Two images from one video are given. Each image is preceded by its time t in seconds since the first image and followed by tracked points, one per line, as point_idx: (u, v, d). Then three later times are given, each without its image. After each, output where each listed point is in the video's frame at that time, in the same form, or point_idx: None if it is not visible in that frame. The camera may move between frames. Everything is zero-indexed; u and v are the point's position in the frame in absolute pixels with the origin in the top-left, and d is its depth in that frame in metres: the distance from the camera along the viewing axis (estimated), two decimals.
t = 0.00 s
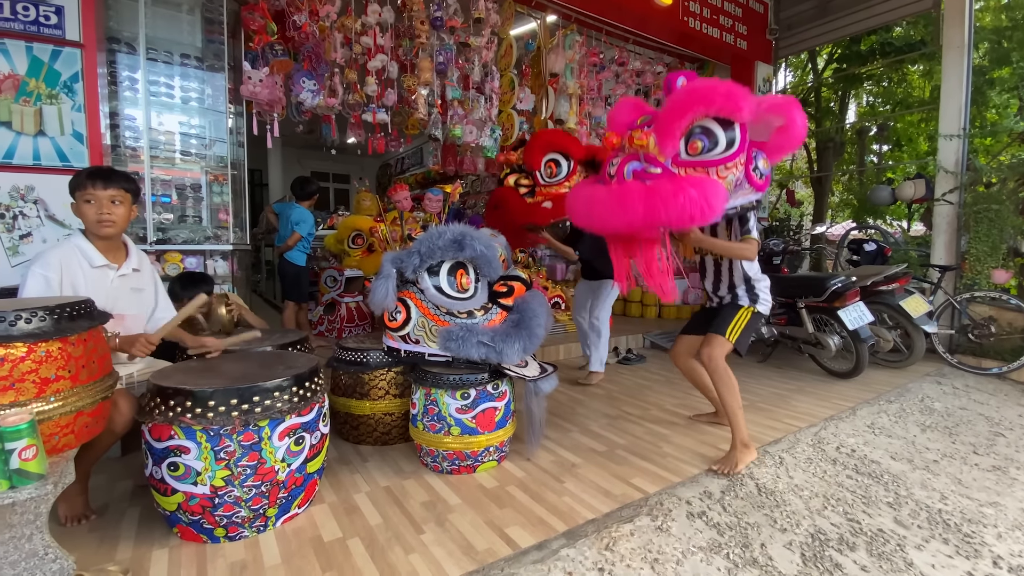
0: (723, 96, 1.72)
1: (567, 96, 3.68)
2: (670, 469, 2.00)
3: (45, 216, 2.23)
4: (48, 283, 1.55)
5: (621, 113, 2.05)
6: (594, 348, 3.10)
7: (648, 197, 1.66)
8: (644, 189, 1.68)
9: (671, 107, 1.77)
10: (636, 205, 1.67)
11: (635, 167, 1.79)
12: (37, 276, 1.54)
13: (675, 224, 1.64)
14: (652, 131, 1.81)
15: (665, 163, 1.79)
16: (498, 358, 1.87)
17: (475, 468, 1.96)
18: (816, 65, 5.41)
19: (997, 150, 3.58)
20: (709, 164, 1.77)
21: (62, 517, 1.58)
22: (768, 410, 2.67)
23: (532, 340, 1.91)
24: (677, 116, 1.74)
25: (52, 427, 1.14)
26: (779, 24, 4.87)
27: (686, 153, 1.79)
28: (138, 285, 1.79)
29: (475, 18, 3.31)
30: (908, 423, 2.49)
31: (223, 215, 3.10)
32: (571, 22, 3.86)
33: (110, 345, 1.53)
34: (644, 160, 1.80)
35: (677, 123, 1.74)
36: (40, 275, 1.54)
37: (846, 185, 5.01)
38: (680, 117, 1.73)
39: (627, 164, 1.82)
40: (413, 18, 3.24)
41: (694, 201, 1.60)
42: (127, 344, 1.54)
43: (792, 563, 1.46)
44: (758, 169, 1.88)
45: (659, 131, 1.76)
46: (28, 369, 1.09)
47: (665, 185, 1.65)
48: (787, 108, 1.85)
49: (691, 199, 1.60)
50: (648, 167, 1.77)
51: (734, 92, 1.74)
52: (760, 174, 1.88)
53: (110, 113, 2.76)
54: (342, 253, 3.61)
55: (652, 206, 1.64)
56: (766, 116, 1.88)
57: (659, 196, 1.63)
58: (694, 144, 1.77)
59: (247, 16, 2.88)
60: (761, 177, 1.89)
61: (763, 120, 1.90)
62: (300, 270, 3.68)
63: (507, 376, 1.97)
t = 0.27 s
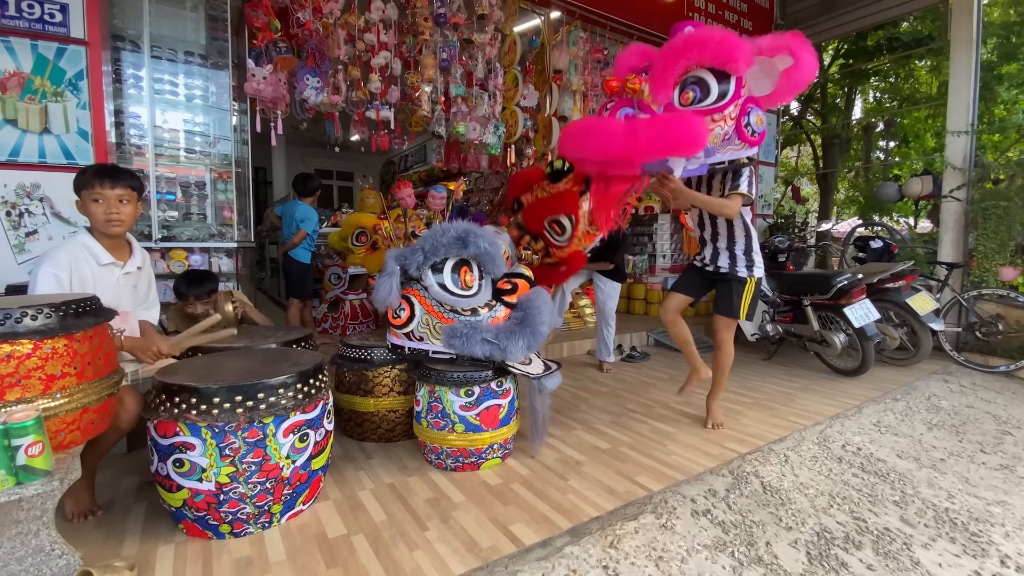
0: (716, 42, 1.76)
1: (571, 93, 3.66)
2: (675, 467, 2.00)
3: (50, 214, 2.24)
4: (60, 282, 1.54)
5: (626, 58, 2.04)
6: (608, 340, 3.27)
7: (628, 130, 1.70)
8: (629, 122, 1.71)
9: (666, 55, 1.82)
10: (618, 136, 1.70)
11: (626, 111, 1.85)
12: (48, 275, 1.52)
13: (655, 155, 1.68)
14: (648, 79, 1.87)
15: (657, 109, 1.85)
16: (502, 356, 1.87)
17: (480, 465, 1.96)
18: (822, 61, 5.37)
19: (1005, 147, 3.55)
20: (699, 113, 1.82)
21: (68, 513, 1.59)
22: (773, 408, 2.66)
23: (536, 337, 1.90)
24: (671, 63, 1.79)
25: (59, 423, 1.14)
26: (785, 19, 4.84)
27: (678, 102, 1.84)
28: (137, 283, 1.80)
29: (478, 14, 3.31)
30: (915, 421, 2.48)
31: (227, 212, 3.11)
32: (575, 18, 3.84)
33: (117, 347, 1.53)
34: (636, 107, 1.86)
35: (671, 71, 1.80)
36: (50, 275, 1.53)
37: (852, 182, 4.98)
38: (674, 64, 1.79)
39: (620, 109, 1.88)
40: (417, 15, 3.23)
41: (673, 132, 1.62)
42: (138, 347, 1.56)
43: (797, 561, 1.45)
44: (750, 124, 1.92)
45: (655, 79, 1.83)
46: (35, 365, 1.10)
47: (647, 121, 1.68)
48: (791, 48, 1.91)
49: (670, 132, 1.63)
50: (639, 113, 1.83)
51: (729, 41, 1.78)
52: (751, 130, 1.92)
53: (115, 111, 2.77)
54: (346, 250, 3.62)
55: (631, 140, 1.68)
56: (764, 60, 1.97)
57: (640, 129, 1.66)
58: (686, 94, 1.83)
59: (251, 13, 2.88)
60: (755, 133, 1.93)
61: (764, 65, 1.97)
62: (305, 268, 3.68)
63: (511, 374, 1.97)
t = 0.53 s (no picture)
0: (712, 211, 1.56)
1: (576, 87, 3.64)
2: (680, 462, 1.99)
3: (57, 210, 2.26)
4: (69, 279, 1.55)
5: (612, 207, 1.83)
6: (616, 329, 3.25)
7: (670, 308, 1.85)
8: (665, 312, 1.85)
9: (663, 228, 1.64)
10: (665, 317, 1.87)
11: (648, 279, 1.85)
12: (56, 272, 1.53)
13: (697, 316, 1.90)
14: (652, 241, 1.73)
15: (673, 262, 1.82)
16: (507, 351, 1.87)
17: (485, 461, 1.96)
18: (830, 55, 5.32)
19: (1015, 142, 3.51)
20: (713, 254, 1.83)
21: (77, 507, 1.60)
22: (779, 405, 2.65)
23: (541, 333, 1.90)
24: (677, 236, 1.61)
25: (66, 418, 1.15)
26: (792, 13, 4.80)
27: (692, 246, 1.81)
28: (145, 278, 1.80)
29: (482, 9, 3.30)
30: (922, 417, 2.46)
31: (233, 208, 3.11)
32: (580, 13, 3.82)
33: (125, 344, 1.53)
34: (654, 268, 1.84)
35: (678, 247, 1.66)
36: (59, 271, 1.54)
37: (859, 177, 4.95)
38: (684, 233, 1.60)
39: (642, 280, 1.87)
40: (421, 10, 3.23)
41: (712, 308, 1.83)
42: (145, 346, 1.56)
43: (803, 558, 1.45)
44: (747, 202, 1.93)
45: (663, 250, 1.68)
46: (42, 360, 1.10)
47: (687, 297, 1.82)
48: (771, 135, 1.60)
49: (704, 303, 1.82)
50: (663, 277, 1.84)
51: (717, 195, 1.57)
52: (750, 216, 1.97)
53: (121, 107, 2.78)
54: (352, 247, 3.62)
55: (675, 318, 1.85)
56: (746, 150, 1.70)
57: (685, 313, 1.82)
58: (695, 242, 1.81)
59: (256, 9, 2.88)
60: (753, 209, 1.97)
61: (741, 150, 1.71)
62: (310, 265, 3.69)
63: (516, 370, 1.96)
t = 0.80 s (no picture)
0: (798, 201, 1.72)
1: (577, 85, 3.65)
2: (682, 461, 1.99)
3: (60, 208, 2.26)
4: (72, 277, 1.55)
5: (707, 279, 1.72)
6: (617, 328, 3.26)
7: (812, 324, 1.82)
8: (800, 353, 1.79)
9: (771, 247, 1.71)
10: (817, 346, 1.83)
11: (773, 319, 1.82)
12: (59, 270, 1.53)
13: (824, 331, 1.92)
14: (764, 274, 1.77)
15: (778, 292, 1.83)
16: (508, 349, 1.87)
17: (486, 458, 1.96)
18: (834, 51, 5.28)
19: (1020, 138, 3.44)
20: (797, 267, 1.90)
21: (80, 505, 1.61)
22: (782, 403, 2.64)
23: (543, 331, 1.90)
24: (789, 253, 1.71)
25: (70, 416, 1.15)
26: (796, 9, 4.77)
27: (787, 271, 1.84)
28: (146, 275, 1.81)
29: (484, 7, 3.29)
30: (926, 416, 2.45)
31: (235, 207, 3.12)
32: (582, 10, 3.81)
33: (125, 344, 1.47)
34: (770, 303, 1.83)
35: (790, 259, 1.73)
36: (61, 270, 1.54)
37: (863, 174, 4.92)
38: (790, 237, 1.68)
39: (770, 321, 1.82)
40: (423, 8, 3.22)
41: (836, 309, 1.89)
42: (146, 346, 1.50)
43: (805, 556, 1.44)
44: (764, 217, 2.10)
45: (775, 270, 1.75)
46: (46, 358, 1.11)
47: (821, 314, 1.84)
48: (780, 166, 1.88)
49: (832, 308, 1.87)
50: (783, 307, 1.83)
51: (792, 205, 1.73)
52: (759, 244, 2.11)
53: (124, 106, 2.78)
54: (354, 245, 3.63)
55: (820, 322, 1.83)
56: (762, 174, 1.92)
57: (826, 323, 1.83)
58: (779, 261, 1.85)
59: (258, 7, 2.89)
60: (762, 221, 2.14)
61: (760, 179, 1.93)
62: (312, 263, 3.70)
63: (517, 367, 1.96)
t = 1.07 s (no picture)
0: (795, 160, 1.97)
1: (580, 83, 3.66)
2: (684, 459, 1.99)
3: (63, 207, 2.27)
4: (74, 277, 1.55)
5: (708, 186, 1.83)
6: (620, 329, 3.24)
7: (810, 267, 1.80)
8: (799, 276, 1.76)
9: (766, 183, 1.94)
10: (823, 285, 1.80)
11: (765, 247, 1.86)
12: (61, 270, 1.53)
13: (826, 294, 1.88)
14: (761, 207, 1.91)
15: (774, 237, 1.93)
16: (510, 348, 1.87)
17: (488, 457, 1.96)
18: (837, 49, 5.26)
19: None
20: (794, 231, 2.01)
21: (83, 503, 1.61)
22: (784, 402, 2.63)
23: (544, 329, 1.90)
24: (781, 189, 1.93)
25: (73, 414, 1.16)
26: (798, 6, 4.75)
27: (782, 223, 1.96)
28: (148, 273, 1.81)
29: (486, 5, 3.29)
30: (929, 415, 2.44)
31: (237, 206, 3.13)
32: (584, 8, 3.80)
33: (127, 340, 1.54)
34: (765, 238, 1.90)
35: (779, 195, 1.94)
36: (64, 269, 1.53)
37: (867, 172, 4.90)
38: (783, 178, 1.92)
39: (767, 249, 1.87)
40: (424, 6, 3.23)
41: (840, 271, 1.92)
42: (146, 343, 1.56)
43: (807, 555, 1.44)
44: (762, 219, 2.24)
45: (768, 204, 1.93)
46: (49, 357, 1.11)
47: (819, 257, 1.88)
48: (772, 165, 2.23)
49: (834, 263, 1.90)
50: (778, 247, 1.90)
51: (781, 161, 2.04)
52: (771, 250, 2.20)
53: (126, 106, 2.79)
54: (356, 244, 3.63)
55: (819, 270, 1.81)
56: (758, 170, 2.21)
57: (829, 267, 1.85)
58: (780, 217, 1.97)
59: (259, 6, 2.90)
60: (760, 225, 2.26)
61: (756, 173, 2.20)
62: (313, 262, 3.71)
63: (519, 366, 1.96)
